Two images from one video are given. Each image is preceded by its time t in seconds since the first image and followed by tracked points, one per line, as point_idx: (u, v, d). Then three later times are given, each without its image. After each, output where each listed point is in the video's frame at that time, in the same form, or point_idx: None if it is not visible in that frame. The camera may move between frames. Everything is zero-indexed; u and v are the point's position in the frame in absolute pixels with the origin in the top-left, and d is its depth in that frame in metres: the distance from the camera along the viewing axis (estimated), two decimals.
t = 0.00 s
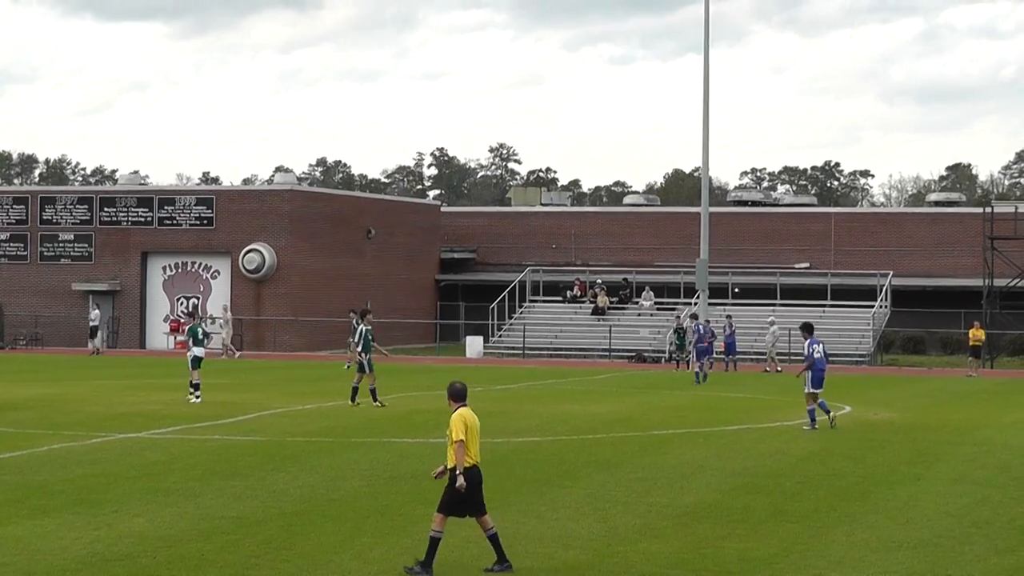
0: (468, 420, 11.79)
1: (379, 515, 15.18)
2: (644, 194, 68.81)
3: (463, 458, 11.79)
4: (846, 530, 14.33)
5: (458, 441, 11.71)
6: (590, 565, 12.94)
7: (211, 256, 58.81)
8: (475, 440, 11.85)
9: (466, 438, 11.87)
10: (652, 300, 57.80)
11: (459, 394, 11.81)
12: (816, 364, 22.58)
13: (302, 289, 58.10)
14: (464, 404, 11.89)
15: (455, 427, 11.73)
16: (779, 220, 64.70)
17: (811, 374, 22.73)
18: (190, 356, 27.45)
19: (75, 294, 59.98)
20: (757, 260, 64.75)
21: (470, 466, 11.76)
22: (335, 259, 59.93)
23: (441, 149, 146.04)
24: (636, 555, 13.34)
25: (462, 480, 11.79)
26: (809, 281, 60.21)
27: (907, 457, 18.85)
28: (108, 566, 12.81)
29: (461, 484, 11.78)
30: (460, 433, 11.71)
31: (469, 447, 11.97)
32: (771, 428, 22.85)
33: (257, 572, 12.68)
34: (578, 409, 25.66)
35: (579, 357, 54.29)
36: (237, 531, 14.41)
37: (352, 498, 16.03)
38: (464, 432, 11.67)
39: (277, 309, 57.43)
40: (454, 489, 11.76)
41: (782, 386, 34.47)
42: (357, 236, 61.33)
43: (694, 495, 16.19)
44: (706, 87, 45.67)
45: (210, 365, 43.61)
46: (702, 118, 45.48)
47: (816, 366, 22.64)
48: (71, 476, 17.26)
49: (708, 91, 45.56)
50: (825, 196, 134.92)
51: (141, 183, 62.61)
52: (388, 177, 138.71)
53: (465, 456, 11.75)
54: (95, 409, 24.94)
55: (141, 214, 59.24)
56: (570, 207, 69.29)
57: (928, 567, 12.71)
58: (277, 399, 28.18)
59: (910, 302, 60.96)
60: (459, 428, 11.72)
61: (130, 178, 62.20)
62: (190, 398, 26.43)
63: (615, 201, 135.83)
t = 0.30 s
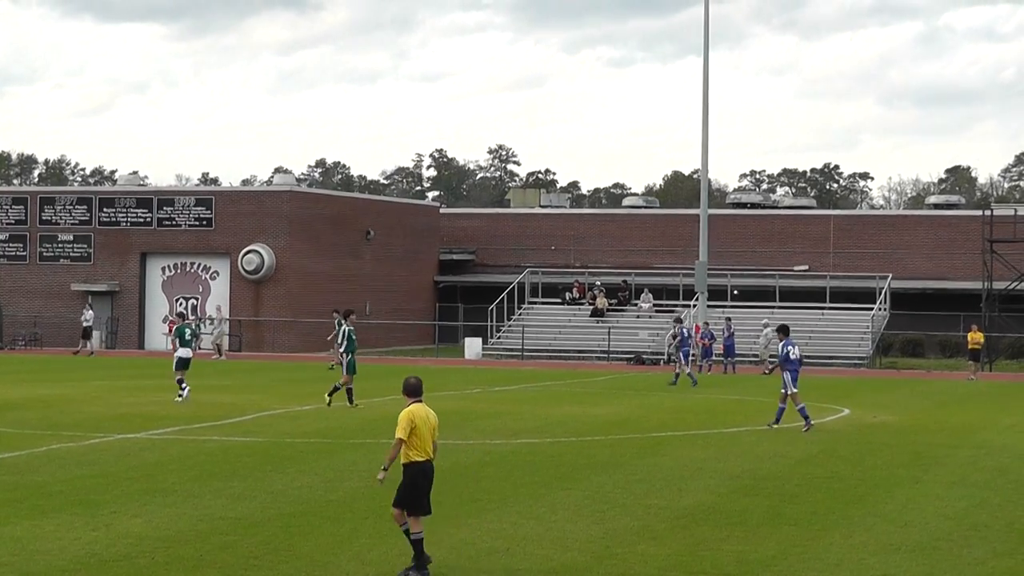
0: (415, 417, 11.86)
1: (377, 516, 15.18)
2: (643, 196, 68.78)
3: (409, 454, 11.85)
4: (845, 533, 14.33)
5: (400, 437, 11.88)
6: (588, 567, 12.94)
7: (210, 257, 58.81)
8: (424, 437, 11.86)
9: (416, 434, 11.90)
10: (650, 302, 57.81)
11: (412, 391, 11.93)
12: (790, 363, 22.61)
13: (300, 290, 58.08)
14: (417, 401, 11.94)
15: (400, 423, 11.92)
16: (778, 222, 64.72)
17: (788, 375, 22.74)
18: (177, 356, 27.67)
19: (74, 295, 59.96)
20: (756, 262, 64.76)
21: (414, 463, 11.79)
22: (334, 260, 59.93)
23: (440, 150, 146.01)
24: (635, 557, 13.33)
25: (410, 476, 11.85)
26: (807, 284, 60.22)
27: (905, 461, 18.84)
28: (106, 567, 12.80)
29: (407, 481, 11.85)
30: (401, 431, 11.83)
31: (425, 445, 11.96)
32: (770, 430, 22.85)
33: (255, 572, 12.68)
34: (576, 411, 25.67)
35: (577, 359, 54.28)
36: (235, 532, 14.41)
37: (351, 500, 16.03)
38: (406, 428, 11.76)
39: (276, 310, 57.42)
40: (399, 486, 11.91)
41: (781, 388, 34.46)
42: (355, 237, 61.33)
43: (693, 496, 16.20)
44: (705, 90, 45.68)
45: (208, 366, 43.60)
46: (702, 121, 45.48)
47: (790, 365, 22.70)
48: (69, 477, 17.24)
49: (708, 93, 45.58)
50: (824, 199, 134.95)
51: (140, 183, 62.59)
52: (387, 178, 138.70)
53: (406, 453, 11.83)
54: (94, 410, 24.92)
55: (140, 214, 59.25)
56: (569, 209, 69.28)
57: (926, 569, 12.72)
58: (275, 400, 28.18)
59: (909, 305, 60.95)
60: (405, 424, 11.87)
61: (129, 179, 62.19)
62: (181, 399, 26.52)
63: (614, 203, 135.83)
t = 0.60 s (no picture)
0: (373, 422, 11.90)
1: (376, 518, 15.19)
2: (642, 197, 68.77)
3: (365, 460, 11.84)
4: (845, 533, 14.35)
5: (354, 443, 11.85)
6: (587, 568, 12.93)
7: (209, 259, 58.80)
8: (381, 442, 11.88)
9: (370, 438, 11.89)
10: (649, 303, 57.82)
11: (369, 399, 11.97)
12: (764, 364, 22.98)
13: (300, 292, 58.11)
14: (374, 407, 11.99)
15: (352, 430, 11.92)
16: (777, 223, 64.72)
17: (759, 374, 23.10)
18: (165, 358, 27.92)
19: (74, 297, 59.97)
20: (755, 263, 64.77)
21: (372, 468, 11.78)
22: (333, 263, 59.91)
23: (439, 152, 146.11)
24: (635, 558, 13.34)
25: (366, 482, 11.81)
26: (807, 284, 60.23)
27: (906, 462, 18.81)
28: (106, 569, 12.80)
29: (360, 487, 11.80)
30: (356, 435, 11.85)
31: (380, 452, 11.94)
32: (772, 431, 22.85)
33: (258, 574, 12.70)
34: (574, 412, 25.71)
35: (577, 360, 54.32)
36: (234, 534, 14.41)
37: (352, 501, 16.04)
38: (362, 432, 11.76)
39: (276, 312, 57.42)
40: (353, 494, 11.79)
41: (779, 389, 34.44)
42: (354, 239, 61.34)
43: (691, 497, 16.21)
44: (704, 91, 45.67)
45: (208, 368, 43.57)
46: (701, 121, 45.48)
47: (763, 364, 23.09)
48: (69, 479, 17.25)
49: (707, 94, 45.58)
50: (823, 199, 134.94)
51: (139, 186, 62.60)
52: (386, 180, 138.78)
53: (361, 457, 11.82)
54: (93, 412, 24.94)
55: (139, 217, 59.25)
56: (569, 210, 69.28)
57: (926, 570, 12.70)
58: (274, 401, 28.19)
59: (908, 305, 60.97)
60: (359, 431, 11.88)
61: (128, 182, 62.20)
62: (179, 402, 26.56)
63: (614, 205, 135.89)
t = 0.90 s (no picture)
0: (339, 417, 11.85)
1: (376, 519, 15.18)
2: (642, 199, 68.78)
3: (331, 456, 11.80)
4: (843, 535, 14.34)
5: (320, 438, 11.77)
6: (586, 571, 12.91)
7: (209, 261, 58.78)
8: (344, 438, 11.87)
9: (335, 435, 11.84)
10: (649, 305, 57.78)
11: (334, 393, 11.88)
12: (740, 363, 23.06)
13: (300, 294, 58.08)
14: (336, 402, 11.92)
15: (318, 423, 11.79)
16: (777, 225, 64.70)
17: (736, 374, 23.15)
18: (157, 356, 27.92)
19: (74, 299, 59.97)
20: (755, 265, 64.77)
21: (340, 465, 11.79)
22: (333, 264, 59.89)
23: (439, 154, 146.12)
24: (634, 561, 13.32)
25: (330, 478, 11.77)
26: (806, 286, 60.22)
27: (906, 464, 18.79)
28: (105, 571, 12.78)
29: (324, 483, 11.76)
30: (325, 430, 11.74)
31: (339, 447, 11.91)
32: (773, 433, 22.83)
33: None
34: (573, 414, 25.71)
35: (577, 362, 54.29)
36: (232, 536, 14.39)
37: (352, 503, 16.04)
38: (329, 428, 11.69)
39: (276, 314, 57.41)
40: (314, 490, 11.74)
41: (778, 391, 34.42)
42: (354, 241, 61.33)
43: (691, 500, 16.20)
44: (705, 93, 45.65)
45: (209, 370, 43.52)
46: (701, 123, 45.48)
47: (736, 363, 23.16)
48: (68, 481, 17.26)
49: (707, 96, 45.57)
50: (823, 201, 134.93)
51: (139, 187, 62.60)
52: (386, 182, 138.83)
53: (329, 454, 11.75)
54: (92, 414, 24.94)
55: (139, 218, 59.25)
56: (568, 212, 69.28)
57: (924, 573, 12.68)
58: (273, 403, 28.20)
59: (908, 308, 60.96)
60: (324, 425, 11.81)
61: (128, 183, 62.21)
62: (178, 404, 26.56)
63: (614, 207, 135.92)
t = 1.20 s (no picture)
0: (290, 422, 11.90)
1: (375, 520, 15.18)
2: (642, 200, 68.80)
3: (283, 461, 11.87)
4: (842, 538, 14.34)
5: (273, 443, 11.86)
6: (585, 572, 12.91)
7: (208, 261, 58.75)
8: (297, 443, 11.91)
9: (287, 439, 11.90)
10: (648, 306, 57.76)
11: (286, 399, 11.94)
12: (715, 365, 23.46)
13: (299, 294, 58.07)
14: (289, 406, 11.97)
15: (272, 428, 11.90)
16: (776, 226, 64.72)
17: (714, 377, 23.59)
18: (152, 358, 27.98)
19: (73, 298, 59.97)
20: (754, 267, 64.79)
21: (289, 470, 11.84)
22: (332, 265, 59.86)
23: (439, 154, 146.18)
24: (632, 563, 13.33)
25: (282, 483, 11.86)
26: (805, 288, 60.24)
27: (905, 466, 18.79)
28: (103, 571, 12.77)
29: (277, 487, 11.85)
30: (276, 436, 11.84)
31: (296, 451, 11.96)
32: (772, 435, 22.82)
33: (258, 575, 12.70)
34: (573, 415, 25.73)
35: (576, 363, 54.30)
36: (230, 536, 14.39)
37: (351, 503, 16.04)
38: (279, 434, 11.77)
39: (275, 314, 57.39)
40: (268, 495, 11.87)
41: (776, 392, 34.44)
42: (353, 241, 61.31)
43: (691, 501, 16.20)
44: (705, 95, 45.64)
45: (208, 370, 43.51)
46: (700, 124, 45.45)
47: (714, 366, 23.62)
48: (68, 480, 17.27)
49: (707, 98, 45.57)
50: (822, 204, 134.99)
51: (138, 186, 62.61)
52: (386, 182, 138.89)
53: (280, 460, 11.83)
54: (92, 413, 24.95)
55: (138, 218, 59.24)
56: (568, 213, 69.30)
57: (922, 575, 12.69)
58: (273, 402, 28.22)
59: (907, 310, 60.98)
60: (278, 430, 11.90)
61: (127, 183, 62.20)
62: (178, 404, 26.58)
63: (613, 208, 135.98)
